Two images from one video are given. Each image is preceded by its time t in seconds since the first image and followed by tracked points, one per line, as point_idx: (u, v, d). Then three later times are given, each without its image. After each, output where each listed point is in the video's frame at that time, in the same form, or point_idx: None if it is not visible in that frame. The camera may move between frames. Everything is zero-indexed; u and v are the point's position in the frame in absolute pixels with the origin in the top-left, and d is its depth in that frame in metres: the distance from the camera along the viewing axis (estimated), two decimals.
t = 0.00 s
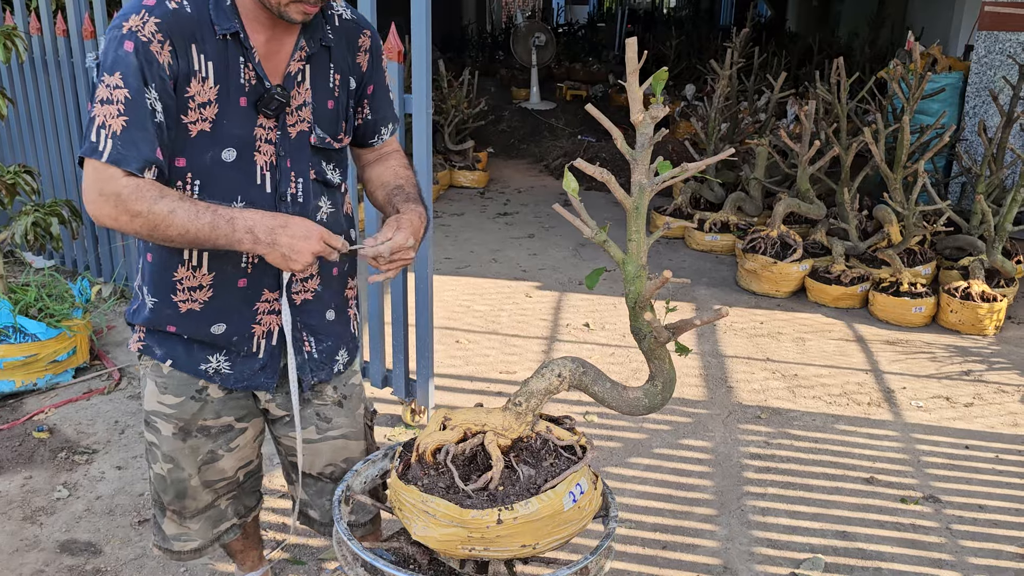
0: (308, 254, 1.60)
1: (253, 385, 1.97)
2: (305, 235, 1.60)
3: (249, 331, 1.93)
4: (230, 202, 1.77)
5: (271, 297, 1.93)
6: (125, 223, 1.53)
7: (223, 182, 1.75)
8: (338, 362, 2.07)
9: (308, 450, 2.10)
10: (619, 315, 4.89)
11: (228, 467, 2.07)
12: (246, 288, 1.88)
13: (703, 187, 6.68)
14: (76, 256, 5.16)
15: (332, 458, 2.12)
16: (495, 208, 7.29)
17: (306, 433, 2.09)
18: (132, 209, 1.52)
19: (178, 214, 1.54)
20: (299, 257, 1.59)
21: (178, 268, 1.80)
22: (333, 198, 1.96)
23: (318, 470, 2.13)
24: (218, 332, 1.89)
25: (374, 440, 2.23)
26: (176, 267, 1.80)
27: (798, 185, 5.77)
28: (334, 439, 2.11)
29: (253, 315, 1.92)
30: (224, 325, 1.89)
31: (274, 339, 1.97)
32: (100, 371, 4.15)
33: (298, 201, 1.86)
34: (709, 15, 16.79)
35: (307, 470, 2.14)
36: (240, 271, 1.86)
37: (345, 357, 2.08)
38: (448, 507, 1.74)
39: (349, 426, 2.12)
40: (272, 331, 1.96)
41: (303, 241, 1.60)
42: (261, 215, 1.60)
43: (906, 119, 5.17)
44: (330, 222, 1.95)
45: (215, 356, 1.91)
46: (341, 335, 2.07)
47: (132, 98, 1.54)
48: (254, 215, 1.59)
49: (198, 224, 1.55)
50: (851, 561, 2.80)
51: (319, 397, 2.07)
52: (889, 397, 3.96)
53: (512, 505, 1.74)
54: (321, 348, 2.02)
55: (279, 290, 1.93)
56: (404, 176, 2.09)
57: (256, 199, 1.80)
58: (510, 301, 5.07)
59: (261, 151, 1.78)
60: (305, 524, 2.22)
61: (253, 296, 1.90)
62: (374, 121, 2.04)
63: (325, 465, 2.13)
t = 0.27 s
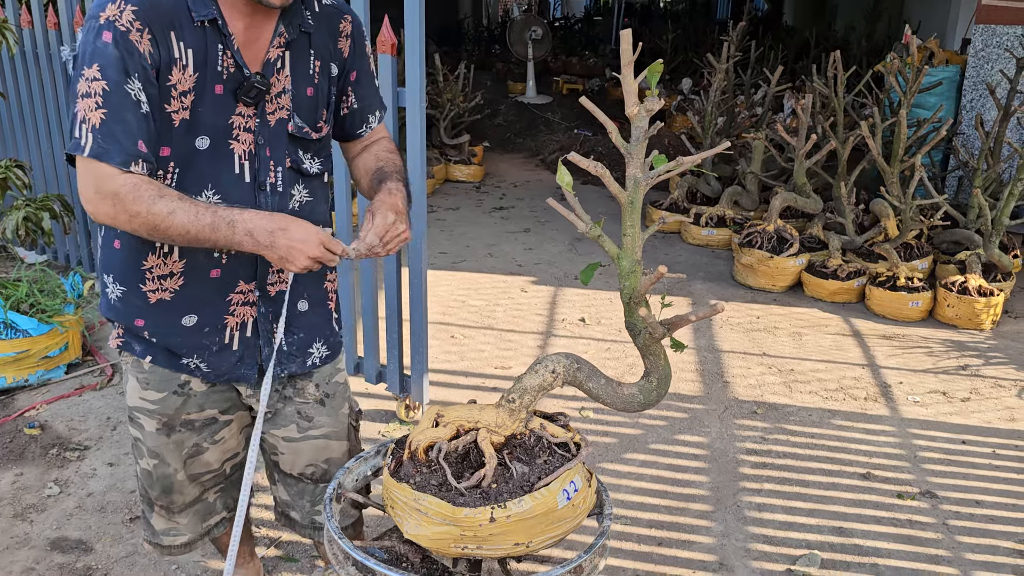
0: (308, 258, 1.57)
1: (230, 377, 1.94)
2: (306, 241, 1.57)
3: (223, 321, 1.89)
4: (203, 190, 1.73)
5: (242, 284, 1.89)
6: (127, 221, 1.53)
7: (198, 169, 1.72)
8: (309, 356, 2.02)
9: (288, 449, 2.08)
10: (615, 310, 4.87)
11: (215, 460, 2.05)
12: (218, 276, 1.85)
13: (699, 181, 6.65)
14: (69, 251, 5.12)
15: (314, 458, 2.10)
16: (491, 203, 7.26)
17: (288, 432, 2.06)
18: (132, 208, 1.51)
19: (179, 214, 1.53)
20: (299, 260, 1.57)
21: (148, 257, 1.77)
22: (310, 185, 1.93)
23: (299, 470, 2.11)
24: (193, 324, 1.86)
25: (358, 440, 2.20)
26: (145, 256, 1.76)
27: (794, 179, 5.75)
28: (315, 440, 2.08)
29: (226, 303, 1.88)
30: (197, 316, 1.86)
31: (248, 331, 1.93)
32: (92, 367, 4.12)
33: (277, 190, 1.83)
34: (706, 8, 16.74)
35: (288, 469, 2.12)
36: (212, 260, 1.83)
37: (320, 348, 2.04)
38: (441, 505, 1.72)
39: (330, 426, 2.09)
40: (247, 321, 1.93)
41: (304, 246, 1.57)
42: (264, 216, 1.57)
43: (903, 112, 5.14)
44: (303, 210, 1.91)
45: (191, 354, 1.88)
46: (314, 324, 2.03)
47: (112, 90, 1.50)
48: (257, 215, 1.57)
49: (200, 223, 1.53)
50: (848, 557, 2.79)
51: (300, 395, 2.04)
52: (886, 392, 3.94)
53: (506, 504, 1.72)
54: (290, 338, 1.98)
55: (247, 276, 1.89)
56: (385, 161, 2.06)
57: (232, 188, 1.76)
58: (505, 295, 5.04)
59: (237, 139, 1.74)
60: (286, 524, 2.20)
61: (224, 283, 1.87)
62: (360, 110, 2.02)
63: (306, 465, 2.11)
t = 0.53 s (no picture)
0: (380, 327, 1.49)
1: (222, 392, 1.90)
2: (383, 309, 1.49)
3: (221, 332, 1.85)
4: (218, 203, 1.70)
5: (245, 299, 1.85)
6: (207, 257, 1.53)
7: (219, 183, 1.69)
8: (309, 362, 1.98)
9: (282, 446, 2.03)
10: (611, 299, 4.82)
11: (202, 461, 1.99)
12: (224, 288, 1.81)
13: (695, 168, 6.59)
14: (56, 240, 5.03)
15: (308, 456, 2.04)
16: (484, 191, 7.18)
17: (281, 429, 2.01)
18: (213, 249, 1.52)
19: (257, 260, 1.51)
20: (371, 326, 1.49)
21: (160, 261, 1.72)
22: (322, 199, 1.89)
23: (294, 467, 2.05)
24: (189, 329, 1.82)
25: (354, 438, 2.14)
26: (157, 257, 1.72)
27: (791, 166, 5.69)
28: (308, 437, 2.02)
29: (225, 315, 1.84)
30: (193, 322, 1.82)
31: (243, 345, 1.89)
32: (80, 358, 4.05)
33: (288, 206, 1.79)
34: None
35: (283, 466, 2.06)
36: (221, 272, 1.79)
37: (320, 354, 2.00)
38: (433, 502, 1.67)
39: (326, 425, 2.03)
40: (244, 336, 1.89)
41: (379, 312, 1.49)
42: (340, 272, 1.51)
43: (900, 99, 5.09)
44: (314, 219, 1.88)
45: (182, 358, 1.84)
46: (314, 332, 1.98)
47: (163, 112, 1.49)
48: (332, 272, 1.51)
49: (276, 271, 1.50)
50: (848, 549, 2.75)
51: (296, 392, 1.99)
52: (884, 381, 3.91)
53: (500, 500, 1.67)
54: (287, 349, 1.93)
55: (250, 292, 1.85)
56: (428, 200, 1.99)
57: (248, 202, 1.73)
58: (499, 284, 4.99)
59: (257, 154, 1.70)
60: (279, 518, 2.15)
61: (229, 296, 1.83)
62: (382, 123, 1.94)
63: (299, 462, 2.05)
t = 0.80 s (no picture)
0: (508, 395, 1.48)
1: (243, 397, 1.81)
2: (516, 376, 1.48)
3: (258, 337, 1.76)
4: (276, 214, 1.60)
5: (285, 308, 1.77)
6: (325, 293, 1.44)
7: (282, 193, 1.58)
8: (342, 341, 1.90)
9: (299, 432, 1.93)
10: (608, 276, 4.67)
11: (187, 476, 1.83)
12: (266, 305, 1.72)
13: (691, 142, 6.42)
14: (29, 216, 4.83)
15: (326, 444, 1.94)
16: (476, 166, 7.00)
17: (301, 415, 1.91)
18: (340, 286, 1.42)
19: (383, 305, 1.45)
20: (500, 392, 1.48)
21: (203, 264, 1.61)
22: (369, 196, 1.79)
23: (307, 457, 1.95)
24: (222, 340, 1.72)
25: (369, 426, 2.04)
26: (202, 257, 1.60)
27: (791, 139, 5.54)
28: (327, 424, 1.93)
29: (263, 330, 1.76)
30: (231, 332, 1.71)
31: (273, 348, 1.81)
32: (55, 339, 3.87)
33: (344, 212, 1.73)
34: None
35: (296, 456, 1.96)
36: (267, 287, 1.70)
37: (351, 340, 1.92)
38: (429, 492, 1.53)
39: (348, 412, 1.94)
40: (275, 341, 1.81)
41: (511, 378, 1.48)
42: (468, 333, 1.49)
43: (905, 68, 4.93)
44: (361, 218, 1.80)
45: (200, 359, 1.72)
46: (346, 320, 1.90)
47: (263, 131, 1.33)
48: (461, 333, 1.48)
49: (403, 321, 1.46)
50: (861, 534, 2.63)
51: (322, 375, 1.89)
52: (891, 359, 3.79)
53: (500, 491, 1.53)
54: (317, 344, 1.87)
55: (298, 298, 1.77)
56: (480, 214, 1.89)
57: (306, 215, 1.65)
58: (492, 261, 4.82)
59: (322, 165, 1.59)
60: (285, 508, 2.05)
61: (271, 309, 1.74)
62: (435, 111, 1.78)
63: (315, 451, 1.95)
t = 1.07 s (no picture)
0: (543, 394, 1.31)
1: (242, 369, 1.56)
2: (553, 372, 1.31)
3: (269, 312, 1.50)
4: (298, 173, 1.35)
5: (308, 282, 1.51)
6: (335, 263, 1.20)
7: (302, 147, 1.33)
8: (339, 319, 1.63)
9: (286, 419, 1.67)
10: (611, 244, 4.43)
11: (181, 463, 1.59)
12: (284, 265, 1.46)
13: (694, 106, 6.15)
14: None
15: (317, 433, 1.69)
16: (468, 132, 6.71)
17: (290, 399, 1.65)
18: (361, 259, 1.19)
19: (407, 283, 1.22)
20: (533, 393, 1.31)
21: (207, 214, 1.36)
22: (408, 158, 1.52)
23: (295, 446, 1.70)
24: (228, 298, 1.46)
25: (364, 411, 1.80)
26: (208, 203, 1.35)
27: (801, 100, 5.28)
28: (320, 411, 1.67)
29: (279, 296, 1.49)
30: (239, 288, 1.46)
31: (283, 329, 1.55)
32: (23, 314, 3.60)
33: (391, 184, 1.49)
34: None
35: (281, 442, 1.71)
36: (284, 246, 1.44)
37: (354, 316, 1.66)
38: (439, 488, 1.30)
39: (345, 398, 1.68)
40: (291, 323, 1.55)
41: (548, 375, 1.31)
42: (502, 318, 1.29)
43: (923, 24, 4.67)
44: (399, 193, 1.55)
45: (195, 326, 1.47)
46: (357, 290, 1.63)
47: (284, 63, 1.08)
48: (495, 317, 1.28)
49: (427, 300, 1.24)
50: (898, 518, 2.43)
51: (318, 357, 1.62)
52: (915, 329, 3.58)
53: (522, 486, 1.30)
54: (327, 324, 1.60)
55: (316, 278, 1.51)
56: (509, 183, 1.65)
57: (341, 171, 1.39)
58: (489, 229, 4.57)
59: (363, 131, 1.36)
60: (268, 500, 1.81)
61: (287, 278, 1.48)
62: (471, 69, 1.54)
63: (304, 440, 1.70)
